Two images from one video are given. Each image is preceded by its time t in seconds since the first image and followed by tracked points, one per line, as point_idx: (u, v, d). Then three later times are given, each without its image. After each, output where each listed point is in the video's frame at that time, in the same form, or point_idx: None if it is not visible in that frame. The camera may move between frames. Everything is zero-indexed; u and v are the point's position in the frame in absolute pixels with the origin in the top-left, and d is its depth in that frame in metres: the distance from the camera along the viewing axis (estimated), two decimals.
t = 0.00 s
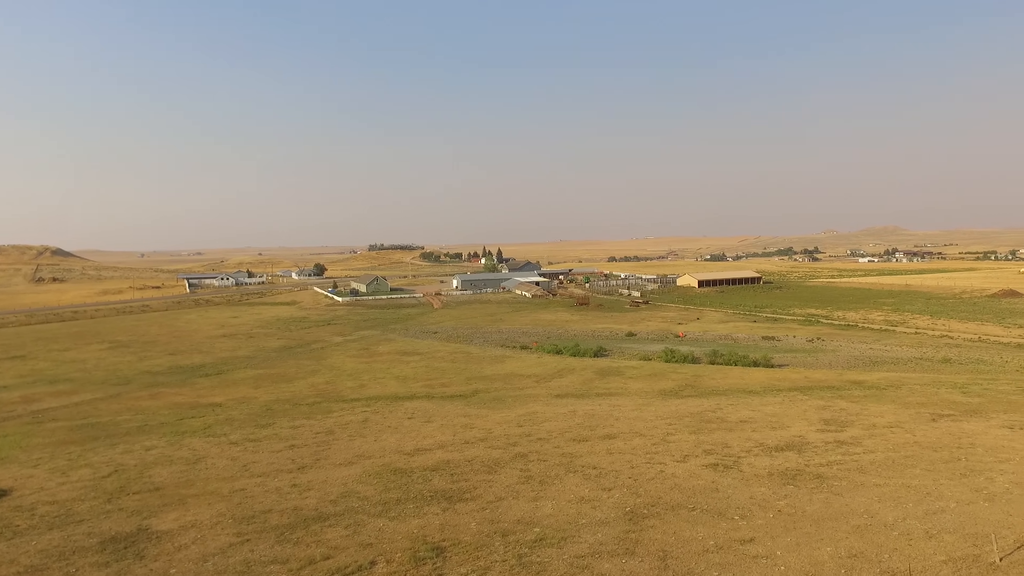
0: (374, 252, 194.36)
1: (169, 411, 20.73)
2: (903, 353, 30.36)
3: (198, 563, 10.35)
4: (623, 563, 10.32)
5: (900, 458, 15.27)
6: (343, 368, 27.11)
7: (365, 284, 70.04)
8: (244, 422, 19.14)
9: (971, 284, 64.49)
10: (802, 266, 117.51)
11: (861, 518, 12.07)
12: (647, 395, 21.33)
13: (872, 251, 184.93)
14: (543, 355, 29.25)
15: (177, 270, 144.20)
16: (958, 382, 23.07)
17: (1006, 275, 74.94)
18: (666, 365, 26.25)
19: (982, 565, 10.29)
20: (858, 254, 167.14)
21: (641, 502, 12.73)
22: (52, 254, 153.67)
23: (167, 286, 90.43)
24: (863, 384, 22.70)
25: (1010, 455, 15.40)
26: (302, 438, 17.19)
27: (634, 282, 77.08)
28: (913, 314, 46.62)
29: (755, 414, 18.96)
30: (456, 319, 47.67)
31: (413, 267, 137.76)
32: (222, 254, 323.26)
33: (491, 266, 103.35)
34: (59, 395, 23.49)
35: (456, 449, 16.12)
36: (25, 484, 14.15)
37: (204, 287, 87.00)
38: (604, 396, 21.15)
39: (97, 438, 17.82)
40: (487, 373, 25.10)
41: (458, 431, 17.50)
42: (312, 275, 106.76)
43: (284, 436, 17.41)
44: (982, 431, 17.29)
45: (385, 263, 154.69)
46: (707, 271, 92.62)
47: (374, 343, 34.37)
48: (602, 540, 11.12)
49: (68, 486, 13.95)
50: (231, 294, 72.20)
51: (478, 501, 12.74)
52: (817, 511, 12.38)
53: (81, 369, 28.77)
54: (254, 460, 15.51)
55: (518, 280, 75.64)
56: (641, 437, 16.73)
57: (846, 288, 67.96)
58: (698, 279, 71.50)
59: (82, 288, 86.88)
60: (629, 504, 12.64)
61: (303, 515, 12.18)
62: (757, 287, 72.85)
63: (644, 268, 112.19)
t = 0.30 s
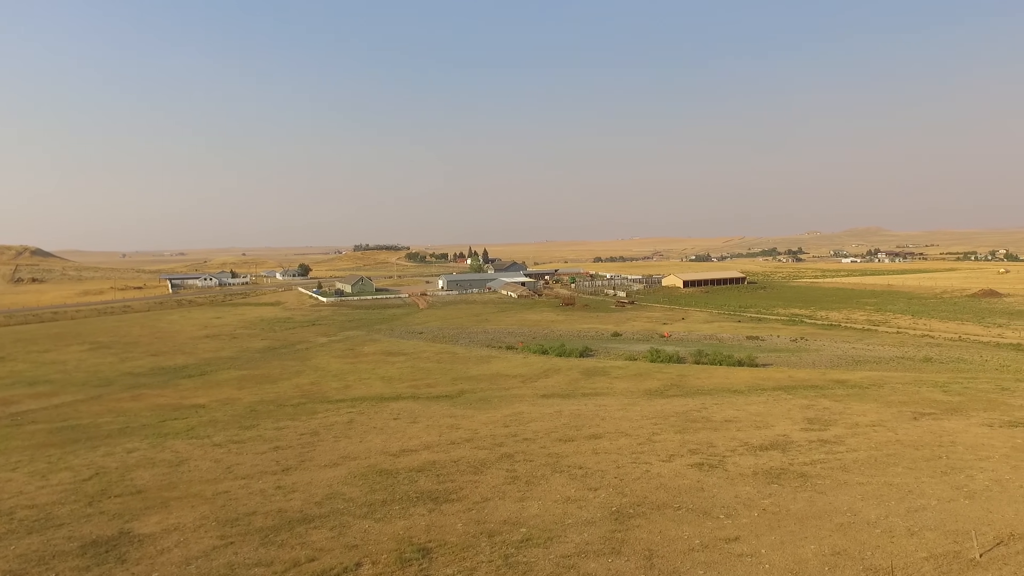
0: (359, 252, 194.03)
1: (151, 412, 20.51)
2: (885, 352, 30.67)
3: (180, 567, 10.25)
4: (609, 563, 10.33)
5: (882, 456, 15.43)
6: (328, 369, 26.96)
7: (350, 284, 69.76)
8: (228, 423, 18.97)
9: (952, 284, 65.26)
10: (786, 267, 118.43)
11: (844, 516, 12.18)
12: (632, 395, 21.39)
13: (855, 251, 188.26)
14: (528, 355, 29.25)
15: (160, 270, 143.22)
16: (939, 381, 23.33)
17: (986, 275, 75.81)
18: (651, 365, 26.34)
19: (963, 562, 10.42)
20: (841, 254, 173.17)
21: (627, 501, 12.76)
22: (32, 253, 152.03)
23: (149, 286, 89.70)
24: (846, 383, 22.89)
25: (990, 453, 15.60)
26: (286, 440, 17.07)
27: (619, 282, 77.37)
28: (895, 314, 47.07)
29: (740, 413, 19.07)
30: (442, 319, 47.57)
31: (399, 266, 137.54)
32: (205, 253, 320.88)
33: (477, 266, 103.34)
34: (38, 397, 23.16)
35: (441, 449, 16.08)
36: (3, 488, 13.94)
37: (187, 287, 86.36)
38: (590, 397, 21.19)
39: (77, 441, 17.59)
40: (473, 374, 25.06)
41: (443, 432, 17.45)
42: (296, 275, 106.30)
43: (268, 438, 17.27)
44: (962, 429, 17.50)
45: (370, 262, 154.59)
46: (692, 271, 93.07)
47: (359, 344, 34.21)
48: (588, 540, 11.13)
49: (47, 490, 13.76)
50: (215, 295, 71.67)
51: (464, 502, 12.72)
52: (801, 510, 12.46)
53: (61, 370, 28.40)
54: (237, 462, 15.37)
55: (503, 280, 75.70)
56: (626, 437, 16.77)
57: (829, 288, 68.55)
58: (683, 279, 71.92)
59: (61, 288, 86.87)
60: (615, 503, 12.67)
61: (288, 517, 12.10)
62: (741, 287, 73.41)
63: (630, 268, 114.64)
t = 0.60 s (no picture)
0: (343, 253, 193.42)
1: (130, 414, 20.25)
2: (865, 352, 30.97)
3: (160, 570, 10.13)
4: (593, 562, 10.36)
5: (862, 454, 15.60)
6: (310, 370, 26.76)
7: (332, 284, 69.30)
8: (208, 425, 18.79)
9: (930, 284, 66.16)
10: (768, 267, 119.39)
11: (825, 514, 12.30)
12: (616, 395, 21.45)
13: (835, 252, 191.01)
14: (512, 355, 29.19)
15: (138, 271, 141.81)
16: (918, 380, 23.59)
17: (964, 275, 76.72)
18: (634, 365, 26.43)
19: (940, 557, 10.57)
20: (824, 253, 176.49)
21: (610, 500, 12.80)
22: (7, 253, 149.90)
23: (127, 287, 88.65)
24: (827, 382, 23.10)
25: (967, 450, 15.84)
26: (268, 441, 16.93)
27: (603, 282, 77.51)
28: (875, 313, 47.57)
29: (722, 413, 19.19)
30: (425, 319, 47.37)
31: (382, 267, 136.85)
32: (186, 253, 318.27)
33: (460, 266, 103.20)
34: (13, 400, 22.77)
35: (425, 450, 16.03)
36: None
37: (166, 288, 85.48)
38: (573, 397, 21.22)
39: (54, 443, 17.33)
40: (457, 374, 25.00)
41: (427, 432, 17.40)
42: (278, 275, 105.45)
43: (249, 439, 17.12)
44: (940, 427, 17.74)
45: (353, 263, 153.91)
46: (675, 271, 93.44)
47: (342, 344, 34.00)
48: (572, 539, 11.16)
49: (23, 493, 13.55)
50: (194, 295, 70.92)
51: (448, 502, 12.69)
52: (782, 507, 12.57)
53: (37, 372, 27.94)
54: (218, 464, 15.22)
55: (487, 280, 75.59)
56: (610, 437, 16.82)
57: (809, 288, 69.19)
58: (666, 279, 72.23)
59: (37, 288, 86.49)
60: (599, 502, 12.71)
61: (270, 519, 12.00)
62: (723, 287, 73.84)
63: (614, 268, 116.64)
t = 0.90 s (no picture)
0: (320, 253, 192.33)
1: (101, 418, 19.88)
2: (838, 351, 31.43)
3: None
4: (571, 562, 10.37)
5: (836, 452, 15.81)
6: (286, 372, 26.51)
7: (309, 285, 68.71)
8: (182, 428, 18.52)
9: (901, 285, 67.47)
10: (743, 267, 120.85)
11: (800, 511, 12.44)
12: (594, 395, 21.53)
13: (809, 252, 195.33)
14: (490, 356, 29.15)
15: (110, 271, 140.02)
16: (890, 378, 23.98)
17: (934, 275, 79.42)
18: (612, 365, 26.56)
19: (912, 552, 10.75)
20: (796, 253, 187.11)
21: (589, 500, 12.83)
22: None
23: (99, 287, 87.22)
24: (802, 382, 23.37)
25: (938, 447, 16.14)
26: (243, 444, 16.73)
27: (581, 282, 77.77)
28: (848, 313, 48.25)
29: (699, 412, 19.35)
30: (402, 320, 47.14)
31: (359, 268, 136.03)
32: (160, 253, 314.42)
33: (438, 267, 102.99)
34: None
35: (402, 451, 15.94)
36: None
37: (138, 288, 84.27)
38: (551, 397, 21.25)
39: (21, 448, 16.96)
40: (434, 375, 24.90)
41: (404, 434, 17.31)
42: (253, 276, 104.34)
43: (224, 442, 16.90)
44: (911, 425, 18.05)
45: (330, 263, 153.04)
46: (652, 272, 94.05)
47: (318, 345, 33.73)
48: (550, 539, 11.17)
49: None
50: (167, 296, 69.93)
51: (425, 503, 12.63)
52: (758, 505, 12.70)
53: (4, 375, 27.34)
54: (192, 467, 15.01)
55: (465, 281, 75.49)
56: (588, 437, 16.86)
57: (784, 288, 70.11)
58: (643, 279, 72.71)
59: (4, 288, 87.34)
60: (577, 502, 12.73)
61: (244, 523, 11.86)
62: (700, 288, 74.50)
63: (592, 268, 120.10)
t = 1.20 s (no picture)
0: (286, 253, 190.00)
1: (57, 423, 19.35)
2: (802, 350, 31.97)
3: None
4: (540, 562, 10.38)
5: (800, 449, 16.09)
6: (250, 374, 26.08)
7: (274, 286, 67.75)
8: (142, 432, 18.11)
9: (861, 285, 69.07)
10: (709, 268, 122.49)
11: (764, 508, 12.64)
12: (562, 395, 21.62)
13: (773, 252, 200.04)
14: (458, 357, 29.06)
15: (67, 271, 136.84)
16: (852, 377, 24.48)
17: (893, 275, 82.02)
18: (580, 366, 26.66)
19: (873, 546, 11.01)
20: (762, 253, 196.85)
21: (557, 500, 12.86)
22: None
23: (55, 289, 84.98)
24: (766, 380, 23.75)
25: (897, 444, 16.54)
26: (205, 448, 16.41)
27: (549, 283, 77.98)
28: (811, 313, 49.10)
29: (666, 411, 19.55)
30: (369, 322, 46.73)
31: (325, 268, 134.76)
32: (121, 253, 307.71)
33: (406, 267, 102.29)
34: None
35: (370, 453, 15.81)
36: None
37: (96, 290, 82.29)
38: (520, 397, 21.26)
39: None
40: (402, 376, 24.73)
41: (372, 436, 17.17)
42: (216, 276, 102.65)
43: (186, 446, 16.57)
44: (872, 422, 18.47)
45: (295, 264, 151.47)
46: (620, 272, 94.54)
47: (283, 347, 33.26)
48: (519, 540, 11.17)
49: None
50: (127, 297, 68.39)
51: (394, 506, 12.54)
52: (724, 503, 12.87)
53: None
54: (153, 472, 14.69)
55: (433, 282, 75.18)
56: (557, 437, 16.91)
57: (749, 288, 71.21)
58: (611, 280, 73.17)
59: None
60: (546, 502, 12.76)
61: (208, 528, 11.64)
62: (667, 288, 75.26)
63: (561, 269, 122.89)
